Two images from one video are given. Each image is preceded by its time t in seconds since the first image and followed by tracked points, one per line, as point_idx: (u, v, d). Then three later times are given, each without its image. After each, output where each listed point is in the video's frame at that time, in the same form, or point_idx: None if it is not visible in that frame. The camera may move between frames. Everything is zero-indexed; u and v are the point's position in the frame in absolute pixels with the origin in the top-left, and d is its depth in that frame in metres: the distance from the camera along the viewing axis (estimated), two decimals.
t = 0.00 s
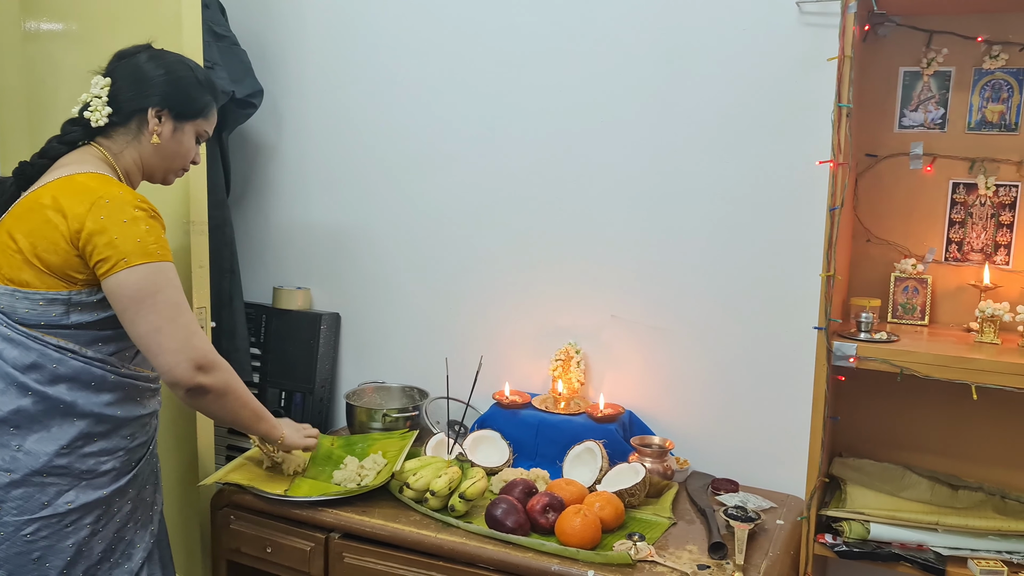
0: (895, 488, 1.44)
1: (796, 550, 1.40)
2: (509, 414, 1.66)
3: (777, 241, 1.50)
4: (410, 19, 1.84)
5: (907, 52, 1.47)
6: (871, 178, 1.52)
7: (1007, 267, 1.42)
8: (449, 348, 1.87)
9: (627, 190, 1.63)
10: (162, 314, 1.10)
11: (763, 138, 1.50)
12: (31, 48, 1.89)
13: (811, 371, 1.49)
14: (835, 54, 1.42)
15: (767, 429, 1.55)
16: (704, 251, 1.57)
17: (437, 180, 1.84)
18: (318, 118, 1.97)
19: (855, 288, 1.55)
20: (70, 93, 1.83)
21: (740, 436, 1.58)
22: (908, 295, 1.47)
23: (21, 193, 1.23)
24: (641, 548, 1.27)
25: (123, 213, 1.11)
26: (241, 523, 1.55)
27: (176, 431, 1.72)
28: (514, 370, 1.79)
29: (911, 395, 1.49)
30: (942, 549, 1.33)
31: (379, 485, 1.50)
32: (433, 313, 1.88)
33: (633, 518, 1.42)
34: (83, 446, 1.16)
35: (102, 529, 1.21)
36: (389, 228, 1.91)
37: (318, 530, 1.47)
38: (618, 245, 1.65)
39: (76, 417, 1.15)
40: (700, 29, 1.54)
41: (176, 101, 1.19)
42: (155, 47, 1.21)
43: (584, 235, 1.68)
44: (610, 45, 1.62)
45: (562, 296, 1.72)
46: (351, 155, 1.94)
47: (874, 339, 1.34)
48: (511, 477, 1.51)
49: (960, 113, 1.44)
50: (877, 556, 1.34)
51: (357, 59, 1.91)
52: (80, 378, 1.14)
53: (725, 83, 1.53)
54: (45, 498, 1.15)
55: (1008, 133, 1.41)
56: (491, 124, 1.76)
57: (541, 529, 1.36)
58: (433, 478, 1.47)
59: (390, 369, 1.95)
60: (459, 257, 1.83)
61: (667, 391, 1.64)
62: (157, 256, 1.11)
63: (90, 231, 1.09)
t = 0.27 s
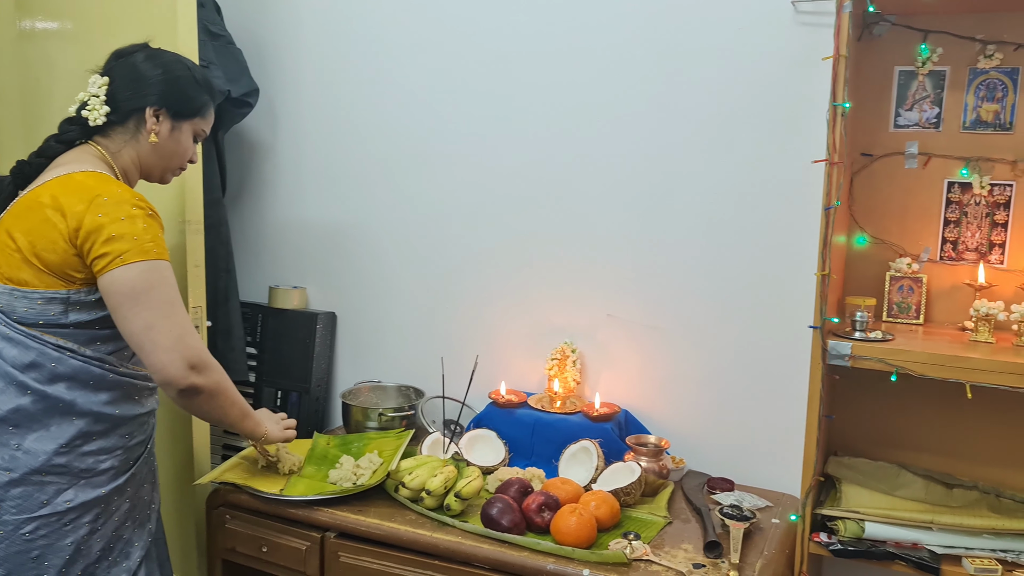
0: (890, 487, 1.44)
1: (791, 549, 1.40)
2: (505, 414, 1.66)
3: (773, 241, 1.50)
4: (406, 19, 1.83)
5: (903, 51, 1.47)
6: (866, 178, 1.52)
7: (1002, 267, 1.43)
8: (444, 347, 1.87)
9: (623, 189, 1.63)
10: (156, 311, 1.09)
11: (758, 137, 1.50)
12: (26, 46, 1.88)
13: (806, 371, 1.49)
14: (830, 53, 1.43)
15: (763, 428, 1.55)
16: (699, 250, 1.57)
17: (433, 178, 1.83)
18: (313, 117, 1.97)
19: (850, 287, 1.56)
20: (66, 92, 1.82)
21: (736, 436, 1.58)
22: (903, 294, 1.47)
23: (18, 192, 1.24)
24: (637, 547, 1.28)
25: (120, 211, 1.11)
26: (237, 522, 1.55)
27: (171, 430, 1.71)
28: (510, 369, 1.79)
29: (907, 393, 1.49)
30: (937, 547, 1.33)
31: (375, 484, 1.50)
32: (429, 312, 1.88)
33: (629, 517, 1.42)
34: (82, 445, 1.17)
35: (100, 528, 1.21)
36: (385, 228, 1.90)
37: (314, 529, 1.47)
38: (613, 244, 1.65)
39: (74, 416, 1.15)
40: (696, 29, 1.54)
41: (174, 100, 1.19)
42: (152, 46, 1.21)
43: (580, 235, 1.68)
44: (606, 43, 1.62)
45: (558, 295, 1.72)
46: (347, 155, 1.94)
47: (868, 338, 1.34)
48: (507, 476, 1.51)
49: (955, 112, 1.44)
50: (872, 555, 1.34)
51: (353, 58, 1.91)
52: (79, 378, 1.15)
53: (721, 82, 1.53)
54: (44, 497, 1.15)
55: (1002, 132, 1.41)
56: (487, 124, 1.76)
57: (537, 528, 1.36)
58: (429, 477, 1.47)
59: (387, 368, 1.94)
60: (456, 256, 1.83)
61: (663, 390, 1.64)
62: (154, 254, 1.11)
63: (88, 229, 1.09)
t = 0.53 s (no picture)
0: (880, 486, 1.45)
1: (781, 549, 1.41)
2: (496, 414, 1.66)
3: (764, 242, 1.51)
4: (398, 19, 1.84)
5: (892, 52, 1.47)
6: (856, 178, 1.53)
7: (991, 267, 1.44)
8: (435, 348, 1.87)
9: (614, 191, 1.63)
10: (147, 318, 1.10)
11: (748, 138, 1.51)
12: (16, 47, 1.88)
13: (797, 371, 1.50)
14: (820, 55, 1.43)
15: (754, 428, 1.56)
16: (690, 251, 1.58)
17: (425, 179, 1.84)
18: (305, 118, 1.97)
19: (840, 287, 1.56)
20: (56, 93, 1.82)
21: (727, 436, 1.58)
22: (893, 295, 1.48)
23: (11, 193, 1.24)
24: (628, 547, 1.28)
25: (114, 215, 1.10)
26: (228, 523, 1.55)
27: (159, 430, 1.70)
28: (502, 369, 1.79)
29: (896, 393, 1.50)
30: (926, 546, 1.33)
31: (367, 485, 1.50)
32: (421, 313, 1.88)
33: (621, 518, 1.42)
34: (74, 447, 1.17)
35: (93, 530, 1.21)
36: (378, 229, 1.90)
37: (306, 530, 1.47)
38: (605, 245, 1.65)
39: (67, 418, 1.15)
40: (687, 30, 1.54)
41: (167, 102, 1.19)
42: (145, 48, 1.20)
43: (572, 236, 1.69)
44: (597, 44, 1.62)
45: (550, 295, 1.72)
46: (340, 156, 1.93)
47: (858, 338, 1.35)
48: (499, 477, 1.51)
49: (944, 113, 1.45)
50: (862, 554, 1.35)
51: (346, 59, 1.91)
52: (71, 380, 1.15)
53: (712, 84, 1.53)
54: (37, 499, 1.16)
55: (991, 134, 1.42)
56: (479, 125, 1.76)
57: (529, 528, 1.36)
58: (420, 478, 1.47)
59: (379, 369, 1.94)
60: (448, 257, 1.83)
61: (654, 390, 1.64)
62: (145, 260, 1.10)
63: (80, 233, 1.09)
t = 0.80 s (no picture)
0: (840, 481, 1.47)
1: (745, 544, 1.42)
2: (462, 414, 1.66)
3: (727, 241, 1.53)
4: (362, 18, 1.83)
5: (850, 54, 1.50)
6: (816, 178, 1.55)
7: (947, 265, 1.47)
8: (401, 348, 1.86)
9: (580, 190, 1.64)
10: (97, 324, 1.07)
11: (710, 138, 1.52)
12: None
13: (758, 368, 1.52)
14: (780, 56, 1.45)
15: (717, 425, 1.57)
16: (655, 250, 1.59)
17: (392, 178, 1.83)
18: (270, 117, 1.95)
19: (801, 285, 1.59)
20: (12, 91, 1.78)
21: (692, 433, 1.60)
22: (852, 293, 1.50)
23: None
24: (594, 545, 1.29)
25: (70, 216, 1.09)
26: (191, 527, 1.53)
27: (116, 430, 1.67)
28: (469, 369, 1.79)
29: (856, 390, 1.52)
30: (885, 539, 1.35)
31: (332, 487, 1.49)
32: (388, 313, 1.87)
33: (586, 515, 1.43)
34: (34, 450, 1.15)
35: (53, 535, 1.19)
36: (345, 229, 1.89)
37: (271, 533, 1.46)
38: (571, 244, 1.66)
39: (27, 422, 1.14)
40: (651, 31, 1.55)
41: (126, 99, 1.17)
42: (104, 45, 1.19)
43: (539, 236, 1.69)
44: (562, 44, 1.63)
45: (517, 295, 1.72)
46: (306, 155, 1.92)
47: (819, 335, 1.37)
48: (465, 476, 1.51)
49: (901, 114, 1.47)
50: (823, 548, 1.37)
51: (311, 58, 1.89)
52: (31, 383, 1.14)
53: (675, 85, 1.54)
54: None
55: (946, 134, 1.45)
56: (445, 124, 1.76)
57: (495, 527, 1.37)
58: (386, 478, 1.47)
59: (347, 370, 1.93)
60: (416, 257, 1.82)
61: (619, 389, 1.65)
62: (100, 263, 1.08)
63: (35, 234, 1.07)
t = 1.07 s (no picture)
0: (798, 476, 1.50)
1: (705, 541, 1.43)
2: (424, 415, 1.65)
3: (685, 240, 1.54)
4: (320, 15, 1.81)
5: (804, 55, 1.52)
6: (773, 178, 1.57)
7: (899, 263, 1.50)
8: (362, 349, 1.85)
9: (541, 190, 1.64)
10: (39, 328, 1.04)
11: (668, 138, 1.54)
12: None
13: (716, 366, 1.53)
14: (736, 57, 1.47)
15: (677, 423, 1.59)
16: (615, 249, 1.60)
17: (353, 178, 1.81)
18: (228, 116, 1.93)
19: (759, 284, 1.61)
20: None
21: (652, 431, 1.61)
22: (808, 290, 1.52)
23: None
24: (556, 544, 1.30)
25: (19, 217, 1.06)
26: (148, 532, 1.50)
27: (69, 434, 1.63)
28: (431, 369, 1.79)
29: (812, 386, 1.55)
30: (842, 532, 1.37)
31: (293, 490, 1.48)
32: (350, 314, 1.85)
33: (548, 514, 1.43)
34: None
35: (6, 542, 1.17)
36: (306, 229, 1.87)
37: (230, 537, 1.44)
38: (533, 244, 1.66)
39: None
40: (610, 32, 1.56)
41: (77, 96, 1.15)
42: (54, 41, 1.16)
43: (502, 235, 1.69)
44: (521, 43, 1.63)
45: (479, 294, 1.72)
46: (267, 155, 1.89)
47: (776, 333, 1.39)
48: (427, 477, 1.51)
49: (854, 115, 1.50)
50: (781, 542, 1.38)
51: (269, 56, 1.87)
52: None
53: (634, 85, 1.55)
54: None
55: (898, 134, 1.48)
56: (406, 124, 1.75)
57: (457, 528, 1.36)
58: (348, 480, 1.46)
59: (309, 372, 1.91)
60: (379, 257, 1.81)
61: (580, 387, 1.66)
62: (46, 266, 1.06)
63: None
